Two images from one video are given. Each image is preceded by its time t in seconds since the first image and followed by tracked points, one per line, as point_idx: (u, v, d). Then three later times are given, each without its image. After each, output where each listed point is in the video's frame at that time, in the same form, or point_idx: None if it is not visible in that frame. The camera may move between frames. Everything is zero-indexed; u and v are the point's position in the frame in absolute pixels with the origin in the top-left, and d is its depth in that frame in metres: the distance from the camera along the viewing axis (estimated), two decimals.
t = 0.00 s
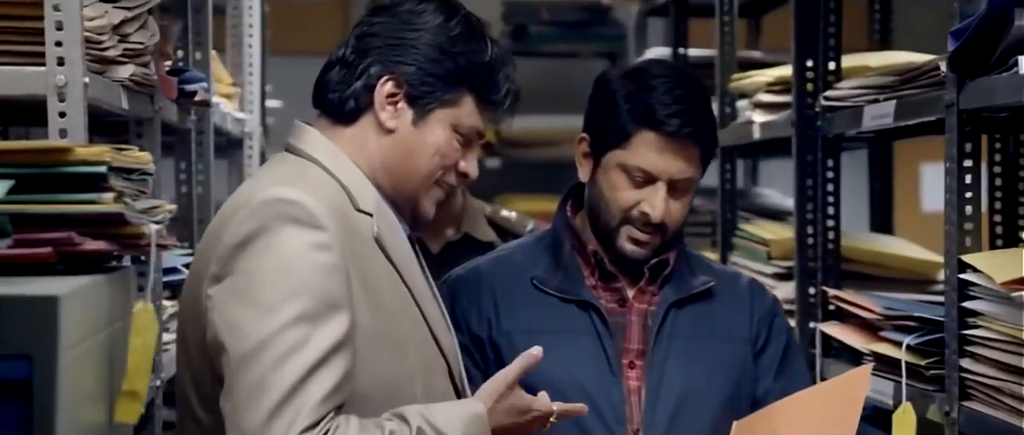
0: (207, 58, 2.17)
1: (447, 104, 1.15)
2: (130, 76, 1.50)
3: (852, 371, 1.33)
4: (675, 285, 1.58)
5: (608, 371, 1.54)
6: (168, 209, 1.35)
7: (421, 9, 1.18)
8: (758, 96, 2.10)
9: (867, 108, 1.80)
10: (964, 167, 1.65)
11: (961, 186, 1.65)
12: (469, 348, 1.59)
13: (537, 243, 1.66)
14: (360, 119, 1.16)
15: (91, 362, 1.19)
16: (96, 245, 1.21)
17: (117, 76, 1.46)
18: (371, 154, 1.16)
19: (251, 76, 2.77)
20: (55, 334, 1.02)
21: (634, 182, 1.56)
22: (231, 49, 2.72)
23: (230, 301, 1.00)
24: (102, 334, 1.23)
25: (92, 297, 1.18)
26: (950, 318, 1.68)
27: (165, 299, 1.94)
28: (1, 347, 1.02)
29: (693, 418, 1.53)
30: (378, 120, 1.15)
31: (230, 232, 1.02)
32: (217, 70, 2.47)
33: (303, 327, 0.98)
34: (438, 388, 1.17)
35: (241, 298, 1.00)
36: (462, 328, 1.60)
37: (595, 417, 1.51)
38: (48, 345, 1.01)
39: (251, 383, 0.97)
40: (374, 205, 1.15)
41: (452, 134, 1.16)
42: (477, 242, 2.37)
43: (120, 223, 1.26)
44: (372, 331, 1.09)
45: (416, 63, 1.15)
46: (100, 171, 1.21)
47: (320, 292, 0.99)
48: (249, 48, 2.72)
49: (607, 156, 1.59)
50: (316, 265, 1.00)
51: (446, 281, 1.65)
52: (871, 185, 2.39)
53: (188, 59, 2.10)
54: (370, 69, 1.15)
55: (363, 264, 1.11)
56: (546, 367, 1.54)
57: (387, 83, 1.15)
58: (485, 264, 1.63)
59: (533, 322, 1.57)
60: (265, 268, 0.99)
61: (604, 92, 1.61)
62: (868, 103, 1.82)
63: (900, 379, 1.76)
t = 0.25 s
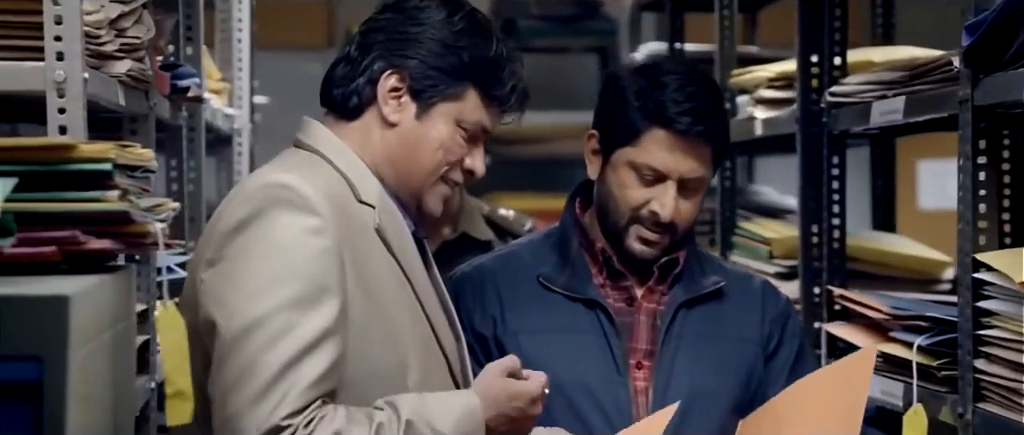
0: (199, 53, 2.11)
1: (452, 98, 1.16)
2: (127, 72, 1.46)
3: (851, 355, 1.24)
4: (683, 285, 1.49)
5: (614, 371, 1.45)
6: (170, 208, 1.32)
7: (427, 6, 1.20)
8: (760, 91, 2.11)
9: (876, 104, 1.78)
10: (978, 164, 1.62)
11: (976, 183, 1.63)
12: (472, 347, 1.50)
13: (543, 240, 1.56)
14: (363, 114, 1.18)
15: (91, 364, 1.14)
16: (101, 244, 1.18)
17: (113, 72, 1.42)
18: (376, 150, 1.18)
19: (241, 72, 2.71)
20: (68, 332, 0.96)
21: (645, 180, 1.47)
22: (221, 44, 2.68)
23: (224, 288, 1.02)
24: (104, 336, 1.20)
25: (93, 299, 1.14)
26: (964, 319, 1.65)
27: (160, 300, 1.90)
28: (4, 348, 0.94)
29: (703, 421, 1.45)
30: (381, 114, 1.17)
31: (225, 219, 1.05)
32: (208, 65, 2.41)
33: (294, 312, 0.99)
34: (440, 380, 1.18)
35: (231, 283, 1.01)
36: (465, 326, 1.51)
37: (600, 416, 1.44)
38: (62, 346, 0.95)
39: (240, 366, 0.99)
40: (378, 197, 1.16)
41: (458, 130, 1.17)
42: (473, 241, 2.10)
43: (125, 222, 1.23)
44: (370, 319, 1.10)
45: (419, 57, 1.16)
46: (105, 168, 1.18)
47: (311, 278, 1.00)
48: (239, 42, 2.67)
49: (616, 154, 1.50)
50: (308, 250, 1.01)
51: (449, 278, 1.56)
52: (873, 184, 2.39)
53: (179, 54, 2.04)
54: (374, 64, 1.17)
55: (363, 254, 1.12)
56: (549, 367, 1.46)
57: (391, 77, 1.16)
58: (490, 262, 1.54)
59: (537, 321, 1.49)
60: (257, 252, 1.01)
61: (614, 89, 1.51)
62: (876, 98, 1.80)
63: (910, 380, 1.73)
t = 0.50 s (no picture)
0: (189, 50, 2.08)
1: (442, 88, 1.21)
2: (122, 70, 1.45)
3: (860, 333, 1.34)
4: (692, 287, 1.46)
5: (616, 371, 1.42)
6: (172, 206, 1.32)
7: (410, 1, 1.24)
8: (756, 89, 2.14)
9: (878, 101, 1.77)
10: (984, 163, 1.60)
11: (982, 182, 1.60)
12: (475, 346, 1.48)
13: (550, 241, 1.53)
14: (351, 110, 1.22)
15: (91, 366, 1.15)
16: (102, 244, 1.17)
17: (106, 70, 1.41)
18: (363, 146, 1.22)
19: (229, 69, 2.67)
20: (67, 333, 1.03)
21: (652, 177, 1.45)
22: (208, 42, 2.62)
23: (212, 280, 1.04)
24: (107, 337, 1.21)
25: (95, 300, 1.14)
26: (970, 319, 1.62)
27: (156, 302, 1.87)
28: (6, 350, 1.02)
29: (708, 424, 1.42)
30: (370, 109, 1.21)
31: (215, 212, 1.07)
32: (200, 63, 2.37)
33: (280, 305, 1.01)
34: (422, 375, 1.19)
35: (219, 275, 1.03)
36: (468, 324, 1.48)
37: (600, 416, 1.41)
38: (62, 347, 1.02)
39: (222, 358, 1.00)
40: (369, 194, 1.20)
41: (448, 120, 1.22)
42: (472, 242, 2.06)
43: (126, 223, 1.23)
44: (358, 314, 1.12)
45: (406, 48, 1.21)
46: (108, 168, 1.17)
47: (298, 271, 1.02)
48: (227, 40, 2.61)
49: (623, 151, 1.48)
50: (295, 244, 1.03)
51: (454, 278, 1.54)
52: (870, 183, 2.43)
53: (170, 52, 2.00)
54: (361, 58, 1.22)
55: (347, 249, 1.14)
56: (551, 364, 1.43)
57: (378, 71, 1.21)
58: (496, 261, 1.52)
59: (541, 320, 1.45)
60: (246, 244, 1.03)
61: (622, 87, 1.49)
62: (878, 97, 1.79)
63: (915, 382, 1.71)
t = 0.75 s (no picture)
0: (182, 48, 2.06)
1: (433, 84, 1.19)
2: (118, 68, 1.44)
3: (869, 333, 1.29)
4: (699, 288, 1.47)
5: (621, 373, 1.42)
6: (170, 206, 1.30)
7: None
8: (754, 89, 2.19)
9: (879, 101, 1.76)
10: (988, 162, 1.58)
11: (986, 182, 1.59)
12: (478, 345, 1.48)
13: (558, 240, 1.55)
14: (339, 108, 1.21)
15: (93, 371, 1.13)
16: (102, 245, 1.15)
17: (104, 68, 1.41)
18: (353, 145, 1.21)
19: (221, 67, 2.64)
20: (71, 332, 1.02)
21: (654, 176, 1.46)
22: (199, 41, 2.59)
23: (204, 289, 1.04)
24: (104, 341, 1.19)
25: (94, 302, 1.12)
26: (973, 320, 1.61)
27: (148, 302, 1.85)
28: (8, 352, 1.01)
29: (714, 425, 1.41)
30: (358, 108, 1.20)
31: (205, 216, 1.07)
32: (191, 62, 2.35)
33: (276, 311, 1.01)
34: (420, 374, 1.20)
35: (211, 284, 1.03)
36: (472, 324, 1.50)
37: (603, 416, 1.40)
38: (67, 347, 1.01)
39: (222, 369, 1.00)
40: (357, 191, 1.19)
41: (439, 116, 1.20)
42: (473, 244, 2.04)
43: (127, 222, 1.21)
44: (351, 314, 1.12)
45: (394, 45, 1.19)
46: (107, 168, 1.16)
47: (290, 275, 1.02)
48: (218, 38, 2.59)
49: (628, 149, 1.50)
50: (285, 247, 1.03)
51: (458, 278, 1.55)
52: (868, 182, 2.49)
53: (163, 51, 1.98)
54: (348, 56, 1.20)
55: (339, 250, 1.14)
56: (555, 365, 1.43)
57: (366, 71, 1.19)
58: (500, 261, 1.53)
59: (545, 320, 1.46)
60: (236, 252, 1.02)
61: (631, 84, 1.52)
62: (879, 96, 1.79)
63: (917, 383, 1.70)
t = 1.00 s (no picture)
0: (174, 50, 2.07)
1: (407, 78, 1.25)
2: (112, 70, 1.43)
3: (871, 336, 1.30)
4: (698, 290, 1.50)
5: (620, 376, 1.45)
6: (167, 208, 1.29)
7: None
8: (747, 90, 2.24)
9: (874, 102, 1.78)
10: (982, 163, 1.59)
11: (980, 183, 1.60)
12: (478, 346, 1.51)
13: (558, 242, 1.57)
14: (316, 107, 1.26)
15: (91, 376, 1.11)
16: (101, 248, 1.13)
17: (99, 69, 1.40)
18: (332, 145, 1.26)
19: (211, 70, 2.63)
20: (70, 336, 0.98)
21: (653, 176, 1.48)
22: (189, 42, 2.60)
23: (186, 297, 1.12)
24: (102, 345, 1.17)
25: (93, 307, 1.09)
26: (968, 322, 1.61)
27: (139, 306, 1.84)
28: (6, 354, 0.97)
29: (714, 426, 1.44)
30: (333, 106, 1.25)
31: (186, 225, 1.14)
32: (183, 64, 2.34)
33: (254, 319, 1.09)
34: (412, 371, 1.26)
35: (191, 294, 1.11)
36: (472, 325, 1.52)
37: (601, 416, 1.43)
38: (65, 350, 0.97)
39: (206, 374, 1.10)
40: (335, 194, 1.24)
41: (416, 110, 1.26)
42: (478, 245, 2.19)
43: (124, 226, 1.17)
44: (335, 317, 1.18)
45: (366, 41, 1.25)
46: (104, 169, 1.13)
47: (268, 283, 1.10)
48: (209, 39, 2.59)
49: (626, 149, 1.52)
50: (260, 257, 1.11)
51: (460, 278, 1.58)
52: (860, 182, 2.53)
53: (156, 51, 1.98)
54: (321, 55, 1.26)
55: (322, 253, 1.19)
56: (556, 368, 1.45)
57: (340, 69, 1.25)
58: (500, 262, 1.56)
59: (544, 322, 1.49)
60: (214, 263, 1.10)
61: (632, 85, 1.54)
62: (873, 97, 1.80)
63: (912, 385, 1.71)
